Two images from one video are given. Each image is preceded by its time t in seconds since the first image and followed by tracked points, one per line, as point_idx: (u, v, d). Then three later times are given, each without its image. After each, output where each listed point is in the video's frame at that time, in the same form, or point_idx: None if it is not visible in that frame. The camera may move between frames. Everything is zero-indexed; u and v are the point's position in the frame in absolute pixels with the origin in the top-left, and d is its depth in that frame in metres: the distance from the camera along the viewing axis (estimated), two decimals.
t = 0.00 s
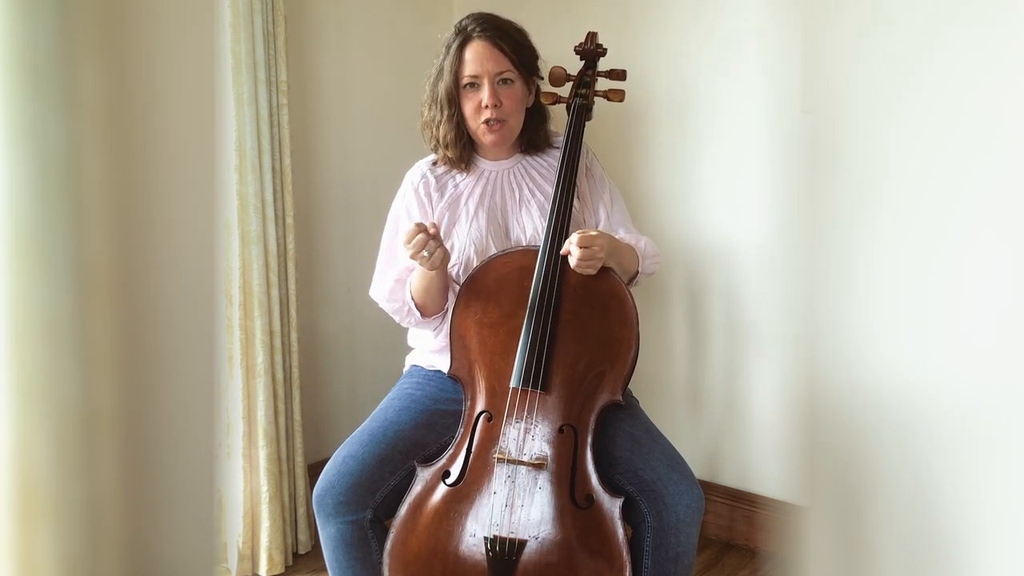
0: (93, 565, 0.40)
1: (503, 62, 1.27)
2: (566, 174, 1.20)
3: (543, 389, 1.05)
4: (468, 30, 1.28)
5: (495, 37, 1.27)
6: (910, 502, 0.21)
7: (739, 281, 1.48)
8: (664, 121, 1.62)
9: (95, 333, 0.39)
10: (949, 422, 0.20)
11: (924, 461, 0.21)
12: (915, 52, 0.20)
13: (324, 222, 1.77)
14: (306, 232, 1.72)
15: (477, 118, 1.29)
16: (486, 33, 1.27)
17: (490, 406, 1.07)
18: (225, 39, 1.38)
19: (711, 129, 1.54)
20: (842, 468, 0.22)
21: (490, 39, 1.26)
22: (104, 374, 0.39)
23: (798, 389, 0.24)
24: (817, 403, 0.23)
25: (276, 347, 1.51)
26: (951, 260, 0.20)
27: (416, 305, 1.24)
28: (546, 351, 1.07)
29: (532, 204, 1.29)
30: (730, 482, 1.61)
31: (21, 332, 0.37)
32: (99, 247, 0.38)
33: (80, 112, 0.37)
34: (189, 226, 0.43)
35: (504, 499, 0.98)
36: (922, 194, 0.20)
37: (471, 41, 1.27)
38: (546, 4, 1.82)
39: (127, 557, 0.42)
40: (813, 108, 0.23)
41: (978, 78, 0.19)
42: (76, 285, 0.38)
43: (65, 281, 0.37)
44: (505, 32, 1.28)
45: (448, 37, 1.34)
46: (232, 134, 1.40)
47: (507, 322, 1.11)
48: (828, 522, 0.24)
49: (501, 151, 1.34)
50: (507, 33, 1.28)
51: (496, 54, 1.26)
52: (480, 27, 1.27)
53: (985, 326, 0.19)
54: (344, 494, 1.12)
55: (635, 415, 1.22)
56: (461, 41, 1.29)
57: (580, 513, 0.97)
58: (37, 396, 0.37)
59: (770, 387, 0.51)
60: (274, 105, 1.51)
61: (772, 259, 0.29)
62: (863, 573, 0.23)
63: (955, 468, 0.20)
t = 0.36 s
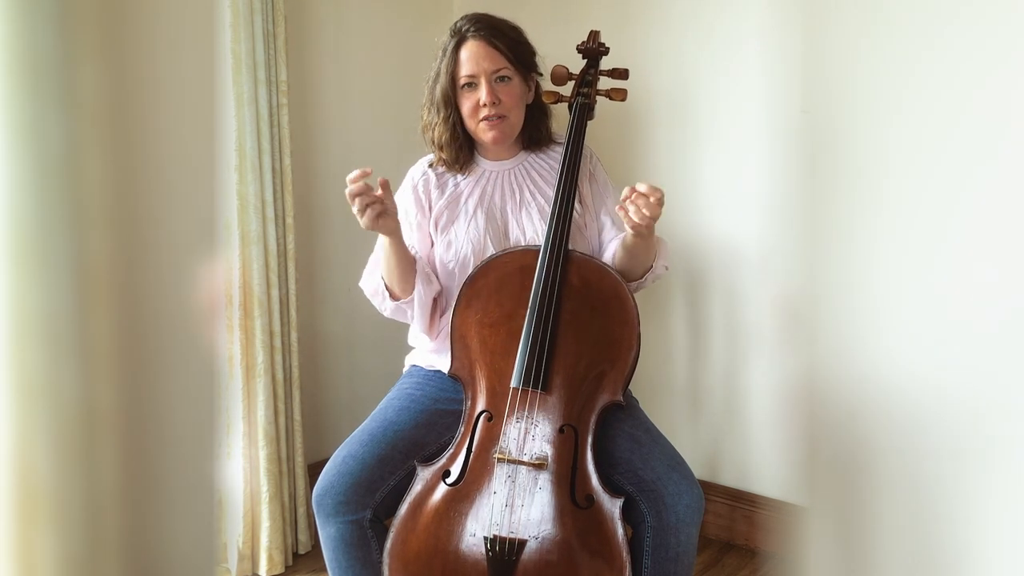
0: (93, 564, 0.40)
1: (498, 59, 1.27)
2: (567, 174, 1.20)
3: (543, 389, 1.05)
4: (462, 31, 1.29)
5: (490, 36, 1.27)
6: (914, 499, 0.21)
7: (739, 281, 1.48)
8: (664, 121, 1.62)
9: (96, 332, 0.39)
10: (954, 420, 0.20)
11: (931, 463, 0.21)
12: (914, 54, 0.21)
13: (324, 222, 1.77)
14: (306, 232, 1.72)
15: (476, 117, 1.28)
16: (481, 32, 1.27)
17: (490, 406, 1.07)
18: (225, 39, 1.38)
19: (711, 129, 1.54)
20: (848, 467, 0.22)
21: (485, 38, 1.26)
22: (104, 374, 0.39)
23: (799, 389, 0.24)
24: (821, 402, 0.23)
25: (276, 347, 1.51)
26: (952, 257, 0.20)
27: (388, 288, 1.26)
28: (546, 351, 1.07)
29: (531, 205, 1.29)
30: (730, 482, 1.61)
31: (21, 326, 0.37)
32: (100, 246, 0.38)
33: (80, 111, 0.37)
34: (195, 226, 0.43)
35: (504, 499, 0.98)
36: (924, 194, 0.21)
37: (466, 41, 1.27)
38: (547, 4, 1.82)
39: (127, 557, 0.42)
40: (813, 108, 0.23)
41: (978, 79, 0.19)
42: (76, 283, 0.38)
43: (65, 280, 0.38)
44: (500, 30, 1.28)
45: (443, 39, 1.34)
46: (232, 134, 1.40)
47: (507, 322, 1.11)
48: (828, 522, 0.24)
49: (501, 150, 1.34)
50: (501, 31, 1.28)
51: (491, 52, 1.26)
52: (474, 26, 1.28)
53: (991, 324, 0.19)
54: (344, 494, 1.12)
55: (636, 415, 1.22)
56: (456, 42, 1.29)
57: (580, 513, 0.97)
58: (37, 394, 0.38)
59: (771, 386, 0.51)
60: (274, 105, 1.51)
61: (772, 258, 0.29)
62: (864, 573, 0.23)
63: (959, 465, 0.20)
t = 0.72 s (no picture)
0: (92, 564, 0.40)
1: (500, 59, 1.27)
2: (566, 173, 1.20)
3: (544, 389, 1.05)
4: (463, 31, 1.28)
5: (491, 36, 1.27)
6: (913, 499, 0.21)
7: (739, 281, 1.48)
8: (665, 122, 1.62)
9: (95, 331, 0.39)
10: (950, 417, 0.20)
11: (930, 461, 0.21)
12: (914, 52, 0.20)
13: (324, 222, 1.77)
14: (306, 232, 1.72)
15: (477, 117, 1.28)
16: (482, 33, 1.27)
17: (491, 406, 1.07)
18: (225, 39, 1.38)
19: (712, 129, 1.54)
20: (846, 466, 0.22)
21: (486, 38, 1.26)
22: (104, 373, 0.39)
23: (799, 389, 0.24)
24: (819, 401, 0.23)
25: (276, 347, 1.51)
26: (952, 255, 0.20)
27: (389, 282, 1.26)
28: (546, 351, 1.07)
29: (532, 205, 1.28)
30: (730, 482, 1.61)
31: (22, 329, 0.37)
32: (100, 245, 0.38)
33: (80, 111, 0.37)
34: (192, 224, 0.43)
35: (504, 499, 0.98)
36: (923, 192, 0.20)
37: (467, 41, 1.27)
38: (547, 4, 1.82)
39: (127, 557, 0.42)
40: (813, 108, 0.23)
41: (976, 73, 0.19)
42: (76, 283, 0.38)
43: (65, 280, 0.38)
44: (501, 30, 1.28)
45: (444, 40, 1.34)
46: (232, 135, 1.40)
47: (507, 322, 1.11)
48: (829, 520, 0.24)
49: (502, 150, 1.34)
50: (502, 31, 1.28)
51: (492, 53, 1.26)
52: (475, 27, 1.28)
53: (987, 323, 0.19)
54: (344, 494, 1.12)
55: (636, 416, 1.22)
56: (457, 42, 1.29)
57: (580, 512, 0.97)
58: (37, 393, 0.38)
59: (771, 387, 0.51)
60: (275, 105, 1.51)
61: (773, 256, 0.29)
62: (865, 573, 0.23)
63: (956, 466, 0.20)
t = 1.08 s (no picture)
0: (93, 563, 0.40)
1: (501, 59, 1.27)
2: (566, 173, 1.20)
3: (544, 389, 1.05)
4: (465, 31, 1.28)
5: (493, 36, 1.27)
6: (914, 500, 0.20)
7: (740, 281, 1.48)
8: (664, 122, 1.62)
9: (94, 332, 0.39)
10: (953, 416, 0.19)
11: (932, 462, 0.20)
12: (914, 40, 0.20)
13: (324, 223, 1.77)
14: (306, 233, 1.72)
15: (478, 117, 1.28)
16: (483, 33, 1.27)
17: (491, 406, 1.07)
18: (225, 39, 1.38)
19: (712, 129, 1.54)
20: (846, 468, 0.22)
21: (488, 38, 1.26)
22: (104, 373, 0.39)
23: (797, 392, 0.23)
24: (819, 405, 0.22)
25: (276, 347, 1.51)
26: (951, 252, 0.19)
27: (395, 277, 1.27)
28: (546, 351, 1.07)
29: (532, 206, 1.29)
30: (730, 482, 1.61)
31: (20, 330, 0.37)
32: (98, 246, 0.38)
33: (80, 111, 0.37)
34: (191, 224, 0.42)
35: (504, 499, 0.98)
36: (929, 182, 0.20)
37: (469, 41, 1.28)
38: (547, 5, 1.82)
39: (127, 555, 0.42)
40: (814, 106, 0.22)
41: (972, 64, 0.18)
42: (75, 283, 0.38)
43: (63, 280, 0.37)
44: (502, 30, 1.28)
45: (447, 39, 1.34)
46: (232, 135, 1.40)
47: (508, 322, 1.11)
48: (829, 522, 0.23)
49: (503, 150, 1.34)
50: (504, 31, 1.28)
51: (493, 53, 1.26)
52: (477, 27, 1.28)
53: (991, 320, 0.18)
54: (343, 494, 1.12)
55: (636, 415, 1.22)
56: (459, 41, 1.29)
57: (580, 512, 0.97)
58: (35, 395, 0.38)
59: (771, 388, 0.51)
60: (275, 105, 1.51)
61: (774, 256, 0.28)
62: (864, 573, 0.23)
63: (960, 467, 0.19)
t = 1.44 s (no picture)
0: (93, 564, 0.40)
1: (497, 60, 1.27)
2: (566, 173, 1.20)
3: (544, 389, 1.05)
4: (462, 33, 1.28)
5: (489, 37, 1.26)
6: (915, 499, 0.20)
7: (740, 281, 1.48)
8: (665, 122, 1.62)
9: (96, 332, 0.39)
10: (955, 416, 0.19)
11: (932, 461, 0.20)
12: (912, 37, 0.20)
13: (324, 223, 1.77)
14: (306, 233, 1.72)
15: (476, 119, 1.29)
16: (479, 34, 1.27)
17: (491, 406, 1.07)
18: (225, 39, 1.38)
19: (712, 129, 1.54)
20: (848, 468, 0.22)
21: (484, 39, 1.26)
22: (104, 372, 0.39)
23: (799, 390, 0.23)
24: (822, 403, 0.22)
25: (276, 347, 1.51)
26: (953, 249, 0.19)
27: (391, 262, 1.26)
28: (546, 351, 1.07)
29: (531, 205, 1.28)
30: (730, 482, 1.61)
31: (22, 330, 0.37)
32: (99, 246, 0.38)
33: (80, 109, 0.36)
34: (192, 223, 0.42)
35: (504, 499, 0.98)
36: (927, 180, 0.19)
37: (465, 43, 1.27)
38: (547, 5, 1.82)
39: (128, 556, 0.42)
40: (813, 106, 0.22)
41: (969, 62, 0.18)
42: (75, 284, 0.38)
43: (64, 281, 0.37)
44: (498, 30, 1.28)
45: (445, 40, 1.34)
46: (232, 135, 1.40)
47: (508, 322, 1.11)
48: (829, 520, 0.23)
49: (503, 149, 1.34)
50: (500, 31, 1.28)
51: (490, 54, 1.26)
52: (473, 28, 1.27)
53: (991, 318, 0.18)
54: (344, 494, 1.12)
55: (636, 415, 1.22)
56: (456, 43, 1.29)
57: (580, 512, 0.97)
58: (36, 396, 0.38)
59: (771, 388, 0.51)
60: (275, 105, 1.51)
61: (775, 257, 0.28)
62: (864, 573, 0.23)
63: (959, 465, 0.19)
